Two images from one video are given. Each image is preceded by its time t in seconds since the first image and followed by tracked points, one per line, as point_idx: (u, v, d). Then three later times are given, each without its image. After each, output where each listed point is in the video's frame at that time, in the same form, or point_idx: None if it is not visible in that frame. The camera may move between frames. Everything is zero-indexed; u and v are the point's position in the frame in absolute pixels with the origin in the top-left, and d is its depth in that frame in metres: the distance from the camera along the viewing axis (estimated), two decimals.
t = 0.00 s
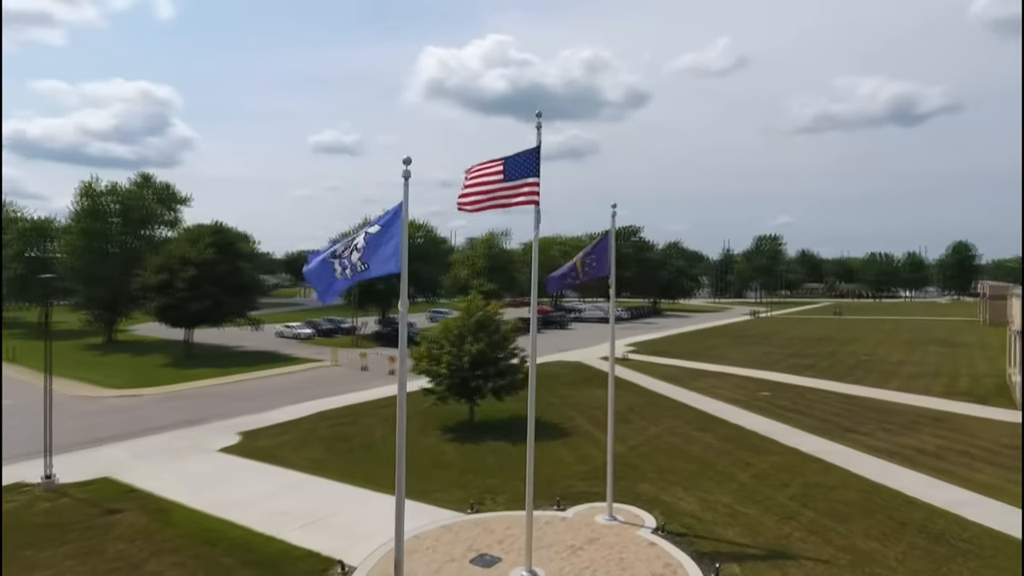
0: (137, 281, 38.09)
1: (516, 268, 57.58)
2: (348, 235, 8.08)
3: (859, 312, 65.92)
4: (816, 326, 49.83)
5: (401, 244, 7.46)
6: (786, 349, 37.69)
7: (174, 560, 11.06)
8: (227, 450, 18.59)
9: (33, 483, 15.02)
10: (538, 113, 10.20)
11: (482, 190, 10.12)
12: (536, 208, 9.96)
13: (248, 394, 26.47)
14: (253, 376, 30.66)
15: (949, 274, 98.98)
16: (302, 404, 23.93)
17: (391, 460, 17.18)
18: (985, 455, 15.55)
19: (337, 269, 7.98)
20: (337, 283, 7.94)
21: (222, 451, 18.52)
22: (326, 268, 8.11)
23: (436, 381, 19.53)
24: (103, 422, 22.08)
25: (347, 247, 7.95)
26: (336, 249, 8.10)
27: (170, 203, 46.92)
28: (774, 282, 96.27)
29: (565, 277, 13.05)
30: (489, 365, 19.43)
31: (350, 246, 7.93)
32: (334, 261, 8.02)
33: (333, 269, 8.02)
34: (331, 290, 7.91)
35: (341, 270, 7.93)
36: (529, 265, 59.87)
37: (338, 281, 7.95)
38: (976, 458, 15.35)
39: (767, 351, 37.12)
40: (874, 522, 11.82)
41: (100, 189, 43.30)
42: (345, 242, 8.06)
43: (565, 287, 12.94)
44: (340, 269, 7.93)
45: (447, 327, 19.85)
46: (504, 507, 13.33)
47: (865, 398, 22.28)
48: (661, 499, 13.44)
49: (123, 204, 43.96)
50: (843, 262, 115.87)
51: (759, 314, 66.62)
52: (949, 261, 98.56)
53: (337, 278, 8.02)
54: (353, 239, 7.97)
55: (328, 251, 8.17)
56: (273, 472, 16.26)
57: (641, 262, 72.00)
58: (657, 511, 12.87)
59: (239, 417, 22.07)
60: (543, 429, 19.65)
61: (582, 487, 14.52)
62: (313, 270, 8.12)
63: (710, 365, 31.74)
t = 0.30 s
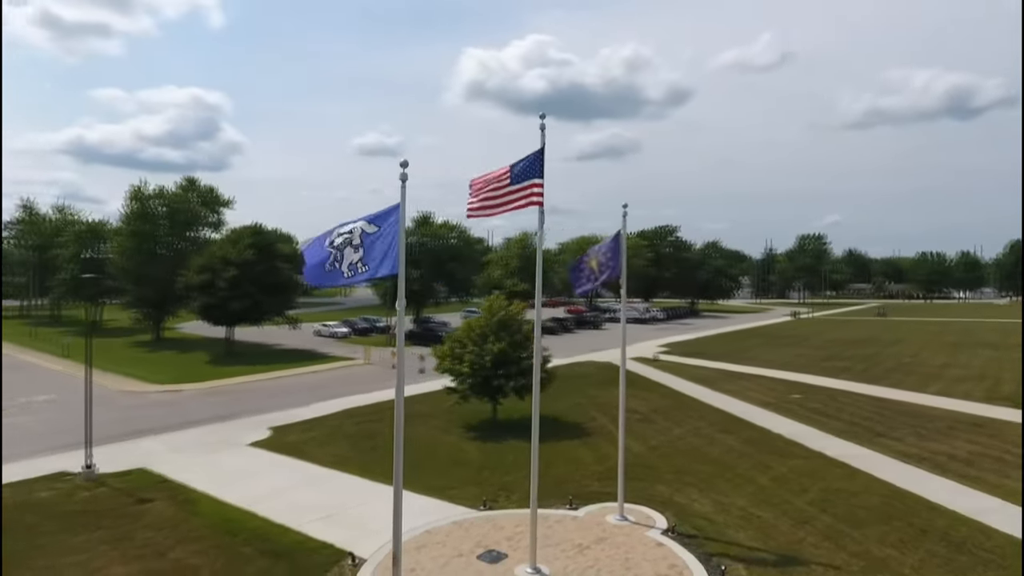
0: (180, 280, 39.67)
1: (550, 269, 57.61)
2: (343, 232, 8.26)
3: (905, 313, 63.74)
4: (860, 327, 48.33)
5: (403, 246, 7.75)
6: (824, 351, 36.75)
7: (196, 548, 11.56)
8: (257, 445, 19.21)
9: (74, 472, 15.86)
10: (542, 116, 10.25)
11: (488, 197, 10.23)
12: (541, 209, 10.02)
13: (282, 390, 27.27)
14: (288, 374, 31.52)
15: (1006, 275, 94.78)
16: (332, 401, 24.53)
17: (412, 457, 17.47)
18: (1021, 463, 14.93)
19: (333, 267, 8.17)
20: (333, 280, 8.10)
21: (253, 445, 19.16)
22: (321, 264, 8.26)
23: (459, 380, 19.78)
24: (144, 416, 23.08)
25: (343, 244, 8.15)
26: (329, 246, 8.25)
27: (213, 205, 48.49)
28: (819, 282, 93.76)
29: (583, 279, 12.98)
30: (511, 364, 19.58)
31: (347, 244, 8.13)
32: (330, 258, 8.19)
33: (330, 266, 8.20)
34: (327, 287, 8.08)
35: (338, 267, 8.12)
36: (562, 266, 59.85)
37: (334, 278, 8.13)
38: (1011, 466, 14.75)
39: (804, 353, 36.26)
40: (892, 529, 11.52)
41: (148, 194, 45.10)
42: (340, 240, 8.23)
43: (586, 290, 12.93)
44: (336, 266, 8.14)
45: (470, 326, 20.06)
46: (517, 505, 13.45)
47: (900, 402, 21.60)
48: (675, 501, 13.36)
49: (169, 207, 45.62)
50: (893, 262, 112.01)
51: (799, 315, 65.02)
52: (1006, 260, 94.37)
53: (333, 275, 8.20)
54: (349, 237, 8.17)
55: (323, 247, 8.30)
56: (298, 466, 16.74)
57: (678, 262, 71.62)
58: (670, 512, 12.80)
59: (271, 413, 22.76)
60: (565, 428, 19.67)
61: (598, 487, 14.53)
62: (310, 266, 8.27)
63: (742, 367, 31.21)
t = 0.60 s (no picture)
0: (218, 280, 41.02)
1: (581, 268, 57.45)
2: (344, 232, 8.49)
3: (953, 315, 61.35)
4: (901, 329, 46.81)
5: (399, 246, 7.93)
6: (861, 353, 35.72)
7: (214, 537, 12.02)
8: (283, 439, 19.78)
9: (110, 463, 16.64)
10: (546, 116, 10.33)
11: (490, 201, 10.30)
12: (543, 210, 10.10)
13: (312, 388, 27.92)
14: (319, 371, 32.27)
15: None
16: (358, 398, 25.02)
17: (430, 454, 17.74)
18: None
19: (336, 267, 8.40)
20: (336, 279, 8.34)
21: (279, 440, 19.74)
22: (324, 262, 8.53)
23: (478, 378, 20.02)
24: (180, 410, 23.99)
25: (344, 244, 8.37)
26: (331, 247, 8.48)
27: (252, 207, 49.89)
28: (862, 282, 91.10)
29: (596, 277, 13.04)
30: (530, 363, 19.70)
31: (347, 244, 8.34)
32: (333, 257, 8.45)
33: (332, 266, 8.43)
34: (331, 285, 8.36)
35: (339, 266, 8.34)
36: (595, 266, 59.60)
37: (337, 277, 8.36)
38: None
39: (839, 355, 35.32)
40: (908, 535, 11.21)
41: (190, 196, 46.68)
42: (341, 240, 8.46)
43: (600, 288, 13.10)
44: (339, 266, 8.36)
45: (489, 325, 20.26)
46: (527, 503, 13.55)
47: (933, 406, 20.89)
48: (687, 502, 13.27)
49: (210, 209, 47.20)
50: (943, 261, 108.00)
51: (839, 315, 63.23)
52: None
53: (336, 274, 8.45)
54: (350, 237, 8.38)
55: (325, 248, 8.54)
56: (319, 461, 17.18)
57: (714, 262, 70.52)
58: (680, 513, 12.72)
59: (299, 409, 23.39)
60: (584, 428, 19.67)
61: (611, 487, 14.51)
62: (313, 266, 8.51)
63: (773, 368, 30.61)
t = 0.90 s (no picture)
0: (254, 279, 42.13)
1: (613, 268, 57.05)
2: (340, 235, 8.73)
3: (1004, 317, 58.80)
4: (945, 331, 45.12)
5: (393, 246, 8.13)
6: (899, 355, 34.59)
7: (231, 528, 12.44)
8: (307, 435, 20.28)
9: (141, 455, 17.34)
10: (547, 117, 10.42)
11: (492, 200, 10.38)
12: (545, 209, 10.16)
13: (340, 385, 28.48)
14: (349, 369, 32.89)
15: None
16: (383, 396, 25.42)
17: (447, 452, 17.93)
18: None
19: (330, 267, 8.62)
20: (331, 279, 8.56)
21: (303, 435, 20.23)
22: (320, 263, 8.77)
23: (496, 377, 20.19)
24: (212, 405, 24.78)
25: (339, 246, 8.60)
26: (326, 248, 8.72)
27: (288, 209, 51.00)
28: (907, 282, 88.04)
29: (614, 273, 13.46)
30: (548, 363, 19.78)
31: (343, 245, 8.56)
32: (328, 258, 8.69)
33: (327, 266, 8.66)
34: (325, 285, 8.58)
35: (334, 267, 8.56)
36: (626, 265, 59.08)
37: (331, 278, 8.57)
38: None
39: (876, 357, 34.27)
40: (922, 542, 10.88)
41: (229, 198, 48.05)
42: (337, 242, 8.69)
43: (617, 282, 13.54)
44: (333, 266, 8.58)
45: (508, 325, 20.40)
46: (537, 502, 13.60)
47: (968, 410, 20.14)
48: (698, 503, 13.13)
49: (248, 210, 48.45)
50: (995, 261, 103.67)
51: (881, 316, 61.26)
52: None
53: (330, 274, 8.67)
54: (345, 238, 8.61)
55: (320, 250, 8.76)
56: (339, 456, 17.56)
57: (750, 261, 69.13)
58: (690, 514, 12.61)
59: (325, 406, 23.90)
60: (603, 428, 19.60)
61: (622, 487, 14.46)
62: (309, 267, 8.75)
63: (804, 370, 29.90)
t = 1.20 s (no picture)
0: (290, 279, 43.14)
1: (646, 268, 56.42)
2: (336, 238, 8.99)
3: None
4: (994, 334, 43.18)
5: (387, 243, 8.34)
6: (941, 358, 33.29)
7: (248, 518, 12.86)
8: (331, 431, 20.74)
9: (172, 447, 18.03)
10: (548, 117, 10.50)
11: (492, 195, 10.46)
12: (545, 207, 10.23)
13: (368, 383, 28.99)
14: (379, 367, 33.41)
15: None
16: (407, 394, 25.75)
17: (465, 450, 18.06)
18: None
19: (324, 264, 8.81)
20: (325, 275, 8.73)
21: (328, 431, 20.70)
22: (315, 263, 8.98)
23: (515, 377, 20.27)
24: (245, 401, 25.57)
25: (335, 246, 8.84)
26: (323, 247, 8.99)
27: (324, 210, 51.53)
28: (959, 282, 84.37)
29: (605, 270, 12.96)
30: (566, 363, 19.77)
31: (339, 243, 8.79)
32: (324, 258, 8.90)
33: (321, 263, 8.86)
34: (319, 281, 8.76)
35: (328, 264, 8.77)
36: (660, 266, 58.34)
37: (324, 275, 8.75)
38: None
39: (917, 360, 33.08)
40: (937, 550, 10.52)
41: (267, 200, 49.01)
42: (333, 242, 8.94)
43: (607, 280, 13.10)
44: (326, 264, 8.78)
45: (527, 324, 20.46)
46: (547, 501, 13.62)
47: (1006, 416, 19.32)
48: (709, 505, 12.97)
49: (286, 212, 49.05)
50: None
51: (928, 317, 59.03)
52: None
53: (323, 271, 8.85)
54: (341, 239, 8.85)
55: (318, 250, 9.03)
56: (358, 452, 17.93)
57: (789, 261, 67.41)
58: (699, 516, 12.46)
59: (351, 403, 24.34)
60: (622, 429, 19.46)
61: (634, 487, 14.38)
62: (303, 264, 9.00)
63: (837, 372, 29.12)
